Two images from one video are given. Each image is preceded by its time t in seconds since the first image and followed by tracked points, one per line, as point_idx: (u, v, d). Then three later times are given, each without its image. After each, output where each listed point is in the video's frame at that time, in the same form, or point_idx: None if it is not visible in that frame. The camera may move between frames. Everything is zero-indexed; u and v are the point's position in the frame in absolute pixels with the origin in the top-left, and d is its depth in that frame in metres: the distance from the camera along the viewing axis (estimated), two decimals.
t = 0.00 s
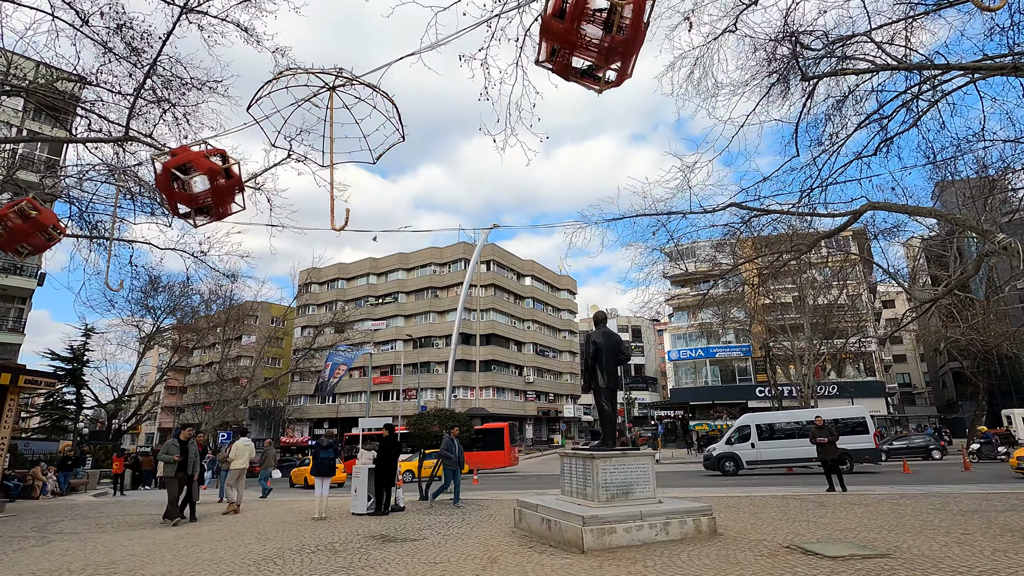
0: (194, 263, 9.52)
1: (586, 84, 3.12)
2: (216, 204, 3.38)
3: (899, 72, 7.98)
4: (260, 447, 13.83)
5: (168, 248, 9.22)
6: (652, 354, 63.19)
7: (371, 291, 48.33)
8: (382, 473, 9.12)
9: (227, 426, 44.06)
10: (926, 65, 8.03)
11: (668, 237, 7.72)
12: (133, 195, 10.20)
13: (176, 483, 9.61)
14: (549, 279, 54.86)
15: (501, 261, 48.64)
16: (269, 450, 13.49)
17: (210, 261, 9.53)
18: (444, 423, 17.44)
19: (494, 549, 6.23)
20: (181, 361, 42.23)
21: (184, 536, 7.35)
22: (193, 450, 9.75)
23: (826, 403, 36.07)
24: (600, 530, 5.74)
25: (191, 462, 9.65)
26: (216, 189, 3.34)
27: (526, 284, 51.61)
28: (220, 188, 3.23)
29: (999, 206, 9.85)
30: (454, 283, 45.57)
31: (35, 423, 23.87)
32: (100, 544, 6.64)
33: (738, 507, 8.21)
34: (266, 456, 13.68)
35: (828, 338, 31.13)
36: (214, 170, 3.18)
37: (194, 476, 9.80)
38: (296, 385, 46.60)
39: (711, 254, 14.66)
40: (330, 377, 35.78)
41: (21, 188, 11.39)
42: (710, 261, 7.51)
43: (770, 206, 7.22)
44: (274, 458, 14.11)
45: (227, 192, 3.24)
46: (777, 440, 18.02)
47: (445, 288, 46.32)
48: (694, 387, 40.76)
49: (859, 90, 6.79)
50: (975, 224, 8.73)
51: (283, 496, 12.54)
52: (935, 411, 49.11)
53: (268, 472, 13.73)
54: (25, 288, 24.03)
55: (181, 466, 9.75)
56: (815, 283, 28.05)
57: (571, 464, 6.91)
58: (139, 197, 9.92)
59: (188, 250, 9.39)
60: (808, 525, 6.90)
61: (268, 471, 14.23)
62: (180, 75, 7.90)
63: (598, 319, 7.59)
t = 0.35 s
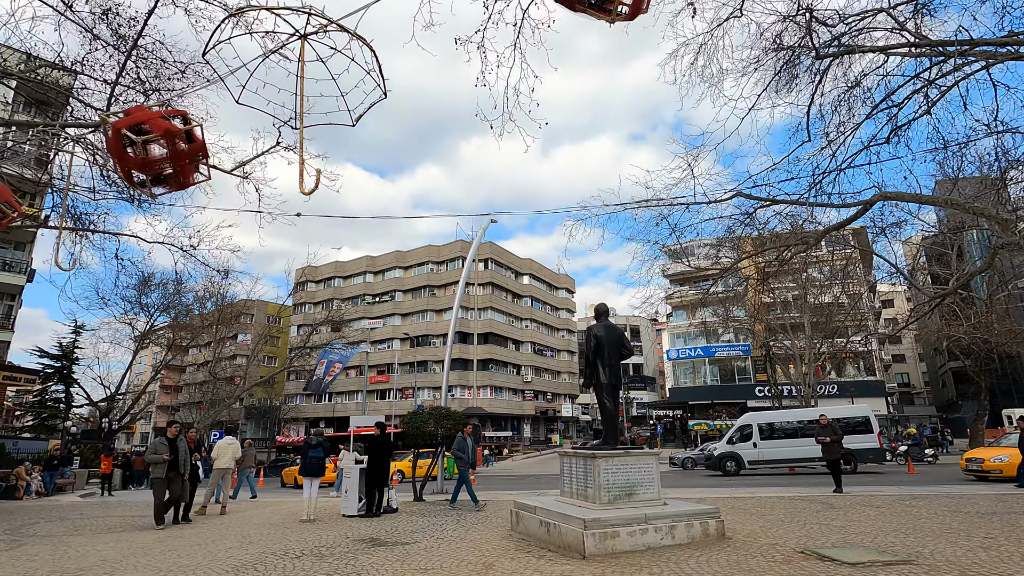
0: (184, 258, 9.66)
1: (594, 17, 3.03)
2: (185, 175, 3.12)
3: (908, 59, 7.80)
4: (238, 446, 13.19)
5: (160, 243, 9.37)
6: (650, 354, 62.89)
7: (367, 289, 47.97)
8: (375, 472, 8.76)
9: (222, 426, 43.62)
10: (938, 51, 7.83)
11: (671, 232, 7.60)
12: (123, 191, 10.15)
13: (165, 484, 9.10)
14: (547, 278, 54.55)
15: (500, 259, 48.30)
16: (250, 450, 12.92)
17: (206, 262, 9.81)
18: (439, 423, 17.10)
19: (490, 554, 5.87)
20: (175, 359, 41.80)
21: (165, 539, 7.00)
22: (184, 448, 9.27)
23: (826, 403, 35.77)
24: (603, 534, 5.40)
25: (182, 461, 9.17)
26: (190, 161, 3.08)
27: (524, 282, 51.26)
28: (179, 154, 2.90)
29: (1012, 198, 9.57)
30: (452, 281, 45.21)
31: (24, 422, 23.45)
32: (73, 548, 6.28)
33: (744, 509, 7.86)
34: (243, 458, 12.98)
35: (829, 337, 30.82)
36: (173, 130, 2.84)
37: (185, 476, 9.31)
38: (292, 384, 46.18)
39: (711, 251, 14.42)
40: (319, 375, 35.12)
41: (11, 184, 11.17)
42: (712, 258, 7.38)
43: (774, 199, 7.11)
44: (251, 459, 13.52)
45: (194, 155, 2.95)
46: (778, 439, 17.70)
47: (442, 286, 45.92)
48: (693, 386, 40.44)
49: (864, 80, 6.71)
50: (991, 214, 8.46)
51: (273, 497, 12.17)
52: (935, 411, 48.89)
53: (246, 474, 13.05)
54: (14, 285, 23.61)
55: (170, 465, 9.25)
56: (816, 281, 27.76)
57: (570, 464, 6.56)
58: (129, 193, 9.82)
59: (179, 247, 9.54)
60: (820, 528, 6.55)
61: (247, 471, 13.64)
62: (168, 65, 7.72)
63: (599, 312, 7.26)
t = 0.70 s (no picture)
0: (173, 253, 9.61)
1: None
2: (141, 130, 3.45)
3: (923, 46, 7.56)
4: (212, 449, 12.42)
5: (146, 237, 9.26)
6: (650, 353, 62.44)
7: (366, 288, 47.58)
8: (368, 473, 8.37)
9: (219, 425, 43.18)
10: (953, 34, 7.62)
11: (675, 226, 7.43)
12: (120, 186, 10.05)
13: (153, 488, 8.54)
14: (546, 277, 54.16)
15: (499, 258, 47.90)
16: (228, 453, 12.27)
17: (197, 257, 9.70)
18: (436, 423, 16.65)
19: (487, 563, 5.47)
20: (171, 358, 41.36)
21: (142, 547, 6.58)
22: (174, 451, 8.69)
23: (828, 403, 35.38)
24: (609, 543, 4.99)
25: (172, 464, 8.60)
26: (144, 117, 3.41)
27: (523, 281, 50.88)
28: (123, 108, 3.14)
29: None
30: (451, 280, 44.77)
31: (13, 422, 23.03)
32: (40, 557, 5.88)
33: (756, 514, 7.46)
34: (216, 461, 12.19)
35: (832, 337, 30.46)
36: (116, 80, 3.07)
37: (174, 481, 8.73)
38: (289, 384, 45.75)
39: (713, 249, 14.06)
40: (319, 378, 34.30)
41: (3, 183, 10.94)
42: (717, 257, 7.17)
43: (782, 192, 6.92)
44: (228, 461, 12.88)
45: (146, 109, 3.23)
46: (782, 440, 17.32)
47: (442, 285, 45.46)
48: (693, 386, 40.03)
49: (875, 69, 6.54)
50: (1012, 201, 8.14)
51: (264, 499, 11.76)
52: (937, 411, 48.52)
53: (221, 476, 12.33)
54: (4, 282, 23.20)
55: (159, 468, 8.68)
56: (819, 279, 27.38)
57: (573, 466, 6.16)
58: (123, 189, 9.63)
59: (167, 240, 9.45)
60: (840, 535, 6.15)
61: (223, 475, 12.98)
62: (157, 50, 7.41)
63: (602, 306, 6.87)
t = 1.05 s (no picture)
0: (164, 246, 9.25)
1: None
2: (96, 82, 4.31)
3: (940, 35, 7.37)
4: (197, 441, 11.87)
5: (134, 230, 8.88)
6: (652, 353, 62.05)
7: (365, 287, 47.26)
8: (364, 476, 8.01)
9: (216, 425, 42.80)
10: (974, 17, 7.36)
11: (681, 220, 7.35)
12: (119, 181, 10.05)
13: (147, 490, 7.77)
14: (547, 276, 53.80)
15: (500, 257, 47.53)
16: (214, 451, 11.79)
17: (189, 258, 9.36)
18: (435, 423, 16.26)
19: (487, 571, 5.13)
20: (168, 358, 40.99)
21: (123, 552, 6.23)
22: (172, 451, 7.95)
23: (831, 403, 34.97)
24: (619, 550, 4.65)
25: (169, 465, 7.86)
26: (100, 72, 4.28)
27: (524, 280, 50.53)
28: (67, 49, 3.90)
29: None
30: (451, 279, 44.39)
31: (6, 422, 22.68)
32: (11, 564, 5.53)
33: (769, 518, 7.11)
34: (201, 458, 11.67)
35: (836, 337, 30.12)
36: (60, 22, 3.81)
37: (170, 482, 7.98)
38: (287, 383, 45.37)
39: (716, 249, 13.74)
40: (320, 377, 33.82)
41: None
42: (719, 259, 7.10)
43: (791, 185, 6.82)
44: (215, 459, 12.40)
45: (92, 52, 3.96)
46: (788, 440, 16.98)
47: (442, 284, 45.07)
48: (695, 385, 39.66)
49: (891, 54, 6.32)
50: None
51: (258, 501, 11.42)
52: (940, 412, 48.13)
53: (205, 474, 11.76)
54: None
55: (153, 468, 7.93)
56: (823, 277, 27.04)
57: (579, 469, 5.81)
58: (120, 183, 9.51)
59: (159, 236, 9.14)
60: (861, 541, 5.81)
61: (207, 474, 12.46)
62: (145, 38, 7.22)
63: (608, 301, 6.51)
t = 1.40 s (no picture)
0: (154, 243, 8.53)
1: None
2: None
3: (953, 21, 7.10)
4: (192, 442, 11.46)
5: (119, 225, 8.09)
6: (652, 354, 61.66)
7: (364, 287, 46.90)
8: (358, 480, 7.64)
9: (214, 425, 42.41)
10: None
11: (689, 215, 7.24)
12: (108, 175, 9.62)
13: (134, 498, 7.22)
14: (547, 276, 53.47)
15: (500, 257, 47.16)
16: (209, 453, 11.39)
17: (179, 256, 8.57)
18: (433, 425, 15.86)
19: None
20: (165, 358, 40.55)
21: (98, 563, 5.84)
22: (158, 455, 7.38)
23: (834, 404, 34.63)
24: (628, 562, 4.29)
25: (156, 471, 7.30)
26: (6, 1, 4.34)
27: (524, 280, 50.15)
28: None
29: None
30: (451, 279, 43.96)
31: None
32: None
33: (780, 524, 6.77)
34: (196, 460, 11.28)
35: (839, 337, 29.77)
36: None
37: (160, 488, 7.42)
38: (285, 383, 44.98)
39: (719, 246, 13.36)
40: (316, 377, 33.59)
41: None
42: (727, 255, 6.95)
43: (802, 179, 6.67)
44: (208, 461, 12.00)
45: None
46: (793, 442, 16.63)
47: (441, 283, 44.64)
48: (697, 386, 39.28)
49: (914, 34, 5.99)
50: None
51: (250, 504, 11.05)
52: (943, 412, 47.76)
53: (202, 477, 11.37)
54: None
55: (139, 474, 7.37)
56: (827, 276, 26.66)
57: (584, 472, 5.45)
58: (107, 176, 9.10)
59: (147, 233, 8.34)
60: (883, 550, 5.47)
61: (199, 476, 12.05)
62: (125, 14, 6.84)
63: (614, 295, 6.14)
